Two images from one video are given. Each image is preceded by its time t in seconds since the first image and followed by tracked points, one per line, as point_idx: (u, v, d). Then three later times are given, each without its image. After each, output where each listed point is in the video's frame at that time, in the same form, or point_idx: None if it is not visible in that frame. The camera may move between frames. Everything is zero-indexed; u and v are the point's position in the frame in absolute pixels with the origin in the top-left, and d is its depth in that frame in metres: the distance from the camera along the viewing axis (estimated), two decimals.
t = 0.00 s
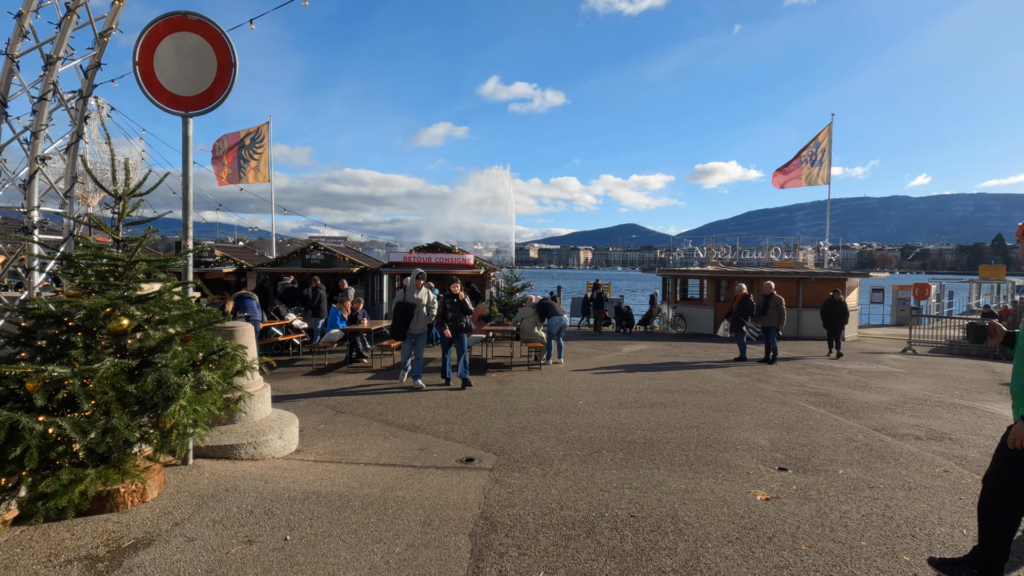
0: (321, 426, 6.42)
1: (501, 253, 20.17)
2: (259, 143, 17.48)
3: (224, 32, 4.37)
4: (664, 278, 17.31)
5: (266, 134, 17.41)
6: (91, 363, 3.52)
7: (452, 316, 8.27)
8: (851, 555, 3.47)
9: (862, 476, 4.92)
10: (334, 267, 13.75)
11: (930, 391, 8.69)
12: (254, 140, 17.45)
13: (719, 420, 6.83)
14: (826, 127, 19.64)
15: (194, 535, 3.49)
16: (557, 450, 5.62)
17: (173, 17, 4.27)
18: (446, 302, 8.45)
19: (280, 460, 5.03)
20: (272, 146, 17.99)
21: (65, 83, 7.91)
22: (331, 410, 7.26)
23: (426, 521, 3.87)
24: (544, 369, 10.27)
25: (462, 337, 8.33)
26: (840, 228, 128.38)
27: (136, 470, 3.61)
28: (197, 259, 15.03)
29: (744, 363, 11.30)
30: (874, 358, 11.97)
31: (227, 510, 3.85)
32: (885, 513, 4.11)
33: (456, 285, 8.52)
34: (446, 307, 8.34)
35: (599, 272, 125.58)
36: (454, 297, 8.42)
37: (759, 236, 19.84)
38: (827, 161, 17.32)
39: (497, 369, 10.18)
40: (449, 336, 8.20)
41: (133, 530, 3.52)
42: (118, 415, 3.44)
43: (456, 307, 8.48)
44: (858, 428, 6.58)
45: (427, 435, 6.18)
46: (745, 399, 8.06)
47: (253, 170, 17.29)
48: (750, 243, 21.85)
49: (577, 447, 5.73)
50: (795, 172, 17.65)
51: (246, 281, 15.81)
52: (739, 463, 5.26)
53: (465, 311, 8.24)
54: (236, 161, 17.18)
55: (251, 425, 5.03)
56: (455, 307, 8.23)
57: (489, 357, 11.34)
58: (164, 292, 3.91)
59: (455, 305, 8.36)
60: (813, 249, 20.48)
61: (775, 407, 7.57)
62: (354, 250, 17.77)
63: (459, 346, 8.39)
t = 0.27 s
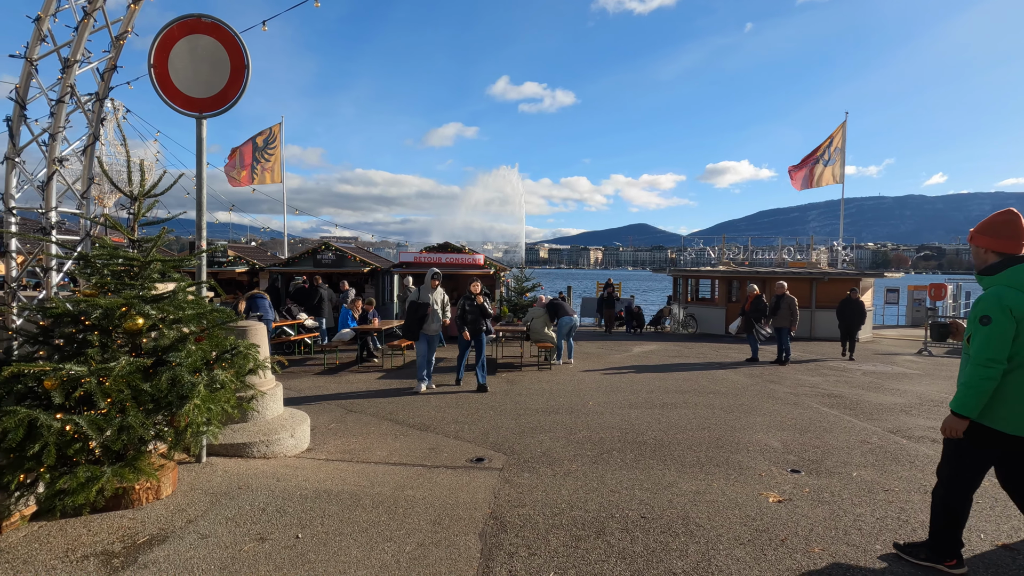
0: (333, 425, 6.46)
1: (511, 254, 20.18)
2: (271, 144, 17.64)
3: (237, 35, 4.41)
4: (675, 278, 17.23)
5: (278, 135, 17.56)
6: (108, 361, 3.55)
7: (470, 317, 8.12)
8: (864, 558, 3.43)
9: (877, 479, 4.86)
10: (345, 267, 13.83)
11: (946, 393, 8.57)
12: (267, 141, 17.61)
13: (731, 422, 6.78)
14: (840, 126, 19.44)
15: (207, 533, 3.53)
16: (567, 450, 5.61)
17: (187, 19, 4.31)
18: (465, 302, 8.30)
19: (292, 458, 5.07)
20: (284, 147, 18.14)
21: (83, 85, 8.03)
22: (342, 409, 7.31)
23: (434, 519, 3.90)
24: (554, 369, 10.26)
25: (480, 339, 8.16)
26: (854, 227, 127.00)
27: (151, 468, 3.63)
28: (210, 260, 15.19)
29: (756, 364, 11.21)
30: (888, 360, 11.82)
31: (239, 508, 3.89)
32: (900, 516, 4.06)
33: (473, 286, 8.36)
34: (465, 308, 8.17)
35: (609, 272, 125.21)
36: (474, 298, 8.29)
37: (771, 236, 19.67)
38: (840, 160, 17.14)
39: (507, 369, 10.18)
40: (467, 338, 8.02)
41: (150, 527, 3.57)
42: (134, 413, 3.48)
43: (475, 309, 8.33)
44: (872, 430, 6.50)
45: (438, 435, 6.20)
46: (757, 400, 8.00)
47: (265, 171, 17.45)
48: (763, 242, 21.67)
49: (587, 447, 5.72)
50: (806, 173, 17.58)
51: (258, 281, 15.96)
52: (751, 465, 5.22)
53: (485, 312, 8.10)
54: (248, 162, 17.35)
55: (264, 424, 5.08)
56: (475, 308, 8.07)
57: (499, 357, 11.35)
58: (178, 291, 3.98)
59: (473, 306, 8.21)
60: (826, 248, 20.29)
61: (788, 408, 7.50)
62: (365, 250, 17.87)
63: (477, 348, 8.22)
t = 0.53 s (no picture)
0: (344, 424, 6.52)
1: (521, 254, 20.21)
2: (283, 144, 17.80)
3: (251, 37, 4.46)
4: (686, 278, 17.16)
5: (290, 136, 17.71)
6: (123, 359, 3.62)
7: (487, 317, 8.00)
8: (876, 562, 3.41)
9: (890, 482, 4.82)
10: (356, 267, 13.93)
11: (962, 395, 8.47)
12: (279, 142, 17.78)
13: (742, 423, 6.75)
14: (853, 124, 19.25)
15: (220, 530, 3.59)
16: (577, 451, 5.63)
17: (201, 21, 4.38)
18: (483, 302, 8.19)
19: (303, 456, 5.13)
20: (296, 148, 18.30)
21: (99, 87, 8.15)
22: (353, 408, 7.37)
23: (443, 519, 3.93)
24: (564, 370, 10.27)
25: (497, 339, 8.02)
26: (868, 226, 125.59)
27: (166, 465, 3.69)
28: (223, 260, 15.35)
29: (768, 365, 11.14)
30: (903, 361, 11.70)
31: (251, 505, 3.95)
32: (914, 519, 4.03)
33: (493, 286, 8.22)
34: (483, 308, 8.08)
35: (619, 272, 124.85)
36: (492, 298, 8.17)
37: (783, 236, 19.51)
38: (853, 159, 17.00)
39: (517, 369, 10.21)
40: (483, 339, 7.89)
41: (164, 524, 3.63)
42: (149, 411, 3.55)
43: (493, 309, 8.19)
44: (886, 432, 6.45)
45: (448, 434, 6.23)
46: (769, 401, 7.95)
47: (277, 172, 17.62)
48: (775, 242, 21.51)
49: (597, 448, 5.73)
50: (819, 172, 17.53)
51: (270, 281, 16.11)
52: (763, 466, 5.20)
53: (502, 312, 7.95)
54: (261, 163, 17.53)
55: (276, 422, 5.14)
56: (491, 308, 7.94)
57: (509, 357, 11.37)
58: (192, 291, 4.05)
59: (491, 305, 8.08)
60: (839, 248, 20.09)
61: (800, 410, 7.46)
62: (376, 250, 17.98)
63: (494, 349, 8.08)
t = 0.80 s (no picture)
0: (355, 423, 6.59)
1: (531, 254, 20.24)
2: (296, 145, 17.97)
3: (263, 39, 4.53)
4: (697, 278, 17.10)
5: (302, 137, 17.86)
6: (138, 357, 3.70)
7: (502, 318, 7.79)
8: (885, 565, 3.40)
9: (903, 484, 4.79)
10: (367, 267, 14.04)
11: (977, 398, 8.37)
12: (291, 143, 17.95)
13: (753, 424, 6.73)
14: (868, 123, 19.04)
15: (233, 526, 3.66)
16: (587, 451, 5.65)
17: (215, 24, 4.47)
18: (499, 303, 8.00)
19: (314, 454, 5.21)
20: (308, 148, 18.45)
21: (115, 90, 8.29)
22: (364, 407, 7.45)
23: (453, 517, 3.97)
24: (574, 370, 10.29)
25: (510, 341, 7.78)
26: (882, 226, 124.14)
27: (180, 462, 3.77)
28: (236, 259, 15.54)
29: (780, 366, 11.08)
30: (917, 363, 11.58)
31: (264, 503, 4.02)
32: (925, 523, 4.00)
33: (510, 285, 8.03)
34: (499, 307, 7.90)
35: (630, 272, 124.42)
36: (509, 298, 7.99)
37: (796, 236, 19.35)
38: (870, 158, 16.78)
39: (527, 369, 10.24)
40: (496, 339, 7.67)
41: (178, 520, 3.71)
42: (163, 409, 3.62)
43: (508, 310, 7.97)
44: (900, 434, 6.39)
45: (458, 434, 6.28)
46: (781, 403, 7.91)
47: (289, 172, 17.79)
48: (788, 242, 21.35)
49: (607, 448, 5.75)
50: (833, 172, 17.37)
51: (282, 280, 16.28)
52: (773, 468, 5.19)
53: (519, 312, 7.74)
54: (274, 163, 17.72)
55: (287, 421, 5.22)
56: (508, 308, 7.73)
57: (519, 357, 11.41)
58: (206, 290, 4.13)
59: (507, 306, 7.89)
60: (854, 248, 19.89)
61: (812, 411, 7.41)
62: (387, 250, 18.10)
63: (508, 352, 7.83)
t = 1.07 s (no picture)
0: (365, 422, 6.67)
1: (541, 253, 20.28)
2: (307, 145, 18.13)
3: (276, 41, 4.61)
4: (707, 278, 17.05)
5: (314, 137, 18.02)
6: (153, 356, 3.80)
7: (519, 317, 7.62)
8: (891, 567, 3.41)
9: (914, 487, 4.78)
10: (377, 267, 14.15)
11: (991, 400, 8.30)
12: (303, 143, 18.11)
13: (762, 426, 6.73)
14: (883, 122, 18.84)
15: (246, 523, 3.74)
16: (596, 451, 5.68)
17: (228, 26, 4.55)
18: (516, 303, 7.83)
19: (325, 452, 5.28)
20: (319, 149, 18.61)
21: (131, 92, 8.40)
22: (374, 406, 7.53)
23: (461, 516, 4.02)
24: (583, 370, 10.32)
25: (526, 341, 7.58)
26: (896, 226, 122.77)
27: (193, 459, 3.85)
28: (248, 259, 15.73)
29: (791, 367, 11.04)
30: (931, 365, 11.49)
31: (276, 500, 4.09)
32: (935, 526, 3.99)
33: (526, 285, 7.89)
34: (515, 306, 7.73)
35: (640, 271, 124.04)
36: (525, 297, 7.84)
37: (809, 236, 19.24)
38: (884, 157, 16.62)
39: (536, 369, 10.28)
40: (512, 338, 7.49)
41: (192, 517, 3.79)
42: (177, 406, 3.70)
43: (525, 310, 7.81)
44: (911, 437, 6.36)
45: (467, 433, 6.33)
46: (792, 404, 7.90)
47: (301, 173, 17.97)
48: (800, 242, 21.21)
49: (616, 449, 5.77)
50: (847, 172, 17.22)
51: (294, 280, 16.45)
52: (783, 469, 5.19)
53: (535, 312, 7.55)
54: (286, 164, 17.89)
55: (299, 419, 5.31)
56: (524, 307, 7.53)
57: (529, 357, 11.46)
58: (219, 290, 4.21)
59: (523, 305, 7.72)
60: (866, 248, 19.73)
61: (823, 413, 7.39)
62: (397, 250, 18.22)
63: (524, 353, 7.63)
